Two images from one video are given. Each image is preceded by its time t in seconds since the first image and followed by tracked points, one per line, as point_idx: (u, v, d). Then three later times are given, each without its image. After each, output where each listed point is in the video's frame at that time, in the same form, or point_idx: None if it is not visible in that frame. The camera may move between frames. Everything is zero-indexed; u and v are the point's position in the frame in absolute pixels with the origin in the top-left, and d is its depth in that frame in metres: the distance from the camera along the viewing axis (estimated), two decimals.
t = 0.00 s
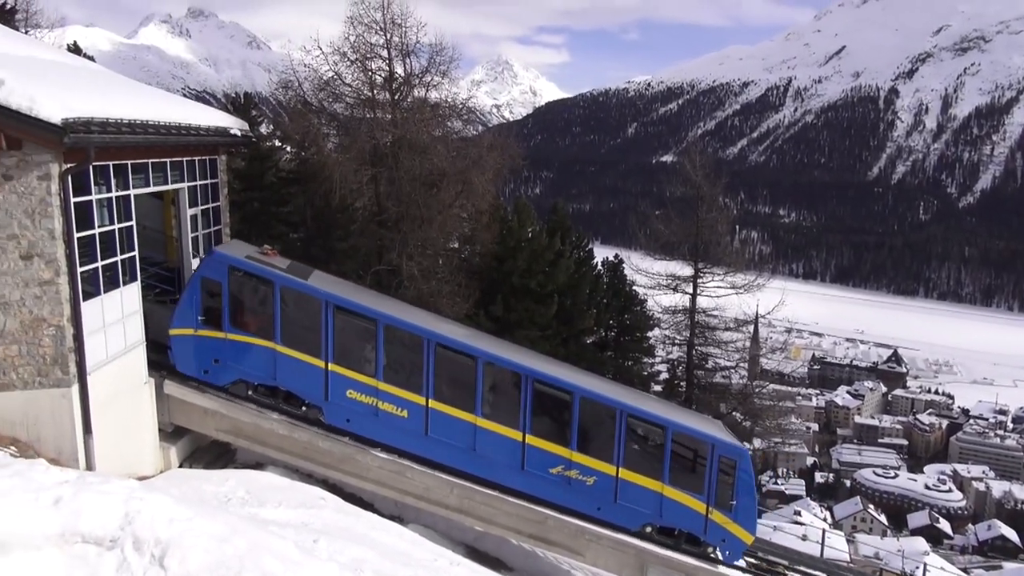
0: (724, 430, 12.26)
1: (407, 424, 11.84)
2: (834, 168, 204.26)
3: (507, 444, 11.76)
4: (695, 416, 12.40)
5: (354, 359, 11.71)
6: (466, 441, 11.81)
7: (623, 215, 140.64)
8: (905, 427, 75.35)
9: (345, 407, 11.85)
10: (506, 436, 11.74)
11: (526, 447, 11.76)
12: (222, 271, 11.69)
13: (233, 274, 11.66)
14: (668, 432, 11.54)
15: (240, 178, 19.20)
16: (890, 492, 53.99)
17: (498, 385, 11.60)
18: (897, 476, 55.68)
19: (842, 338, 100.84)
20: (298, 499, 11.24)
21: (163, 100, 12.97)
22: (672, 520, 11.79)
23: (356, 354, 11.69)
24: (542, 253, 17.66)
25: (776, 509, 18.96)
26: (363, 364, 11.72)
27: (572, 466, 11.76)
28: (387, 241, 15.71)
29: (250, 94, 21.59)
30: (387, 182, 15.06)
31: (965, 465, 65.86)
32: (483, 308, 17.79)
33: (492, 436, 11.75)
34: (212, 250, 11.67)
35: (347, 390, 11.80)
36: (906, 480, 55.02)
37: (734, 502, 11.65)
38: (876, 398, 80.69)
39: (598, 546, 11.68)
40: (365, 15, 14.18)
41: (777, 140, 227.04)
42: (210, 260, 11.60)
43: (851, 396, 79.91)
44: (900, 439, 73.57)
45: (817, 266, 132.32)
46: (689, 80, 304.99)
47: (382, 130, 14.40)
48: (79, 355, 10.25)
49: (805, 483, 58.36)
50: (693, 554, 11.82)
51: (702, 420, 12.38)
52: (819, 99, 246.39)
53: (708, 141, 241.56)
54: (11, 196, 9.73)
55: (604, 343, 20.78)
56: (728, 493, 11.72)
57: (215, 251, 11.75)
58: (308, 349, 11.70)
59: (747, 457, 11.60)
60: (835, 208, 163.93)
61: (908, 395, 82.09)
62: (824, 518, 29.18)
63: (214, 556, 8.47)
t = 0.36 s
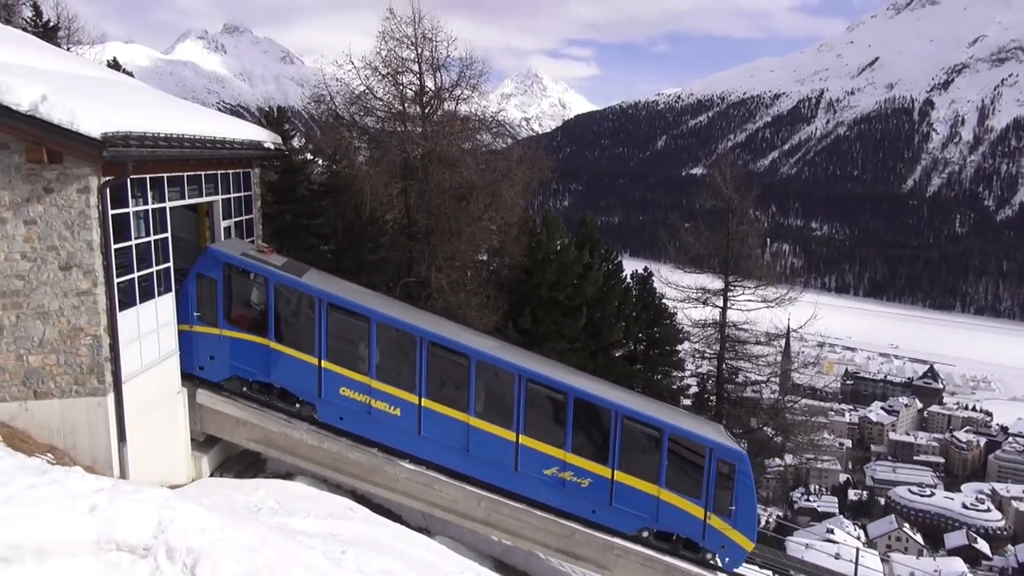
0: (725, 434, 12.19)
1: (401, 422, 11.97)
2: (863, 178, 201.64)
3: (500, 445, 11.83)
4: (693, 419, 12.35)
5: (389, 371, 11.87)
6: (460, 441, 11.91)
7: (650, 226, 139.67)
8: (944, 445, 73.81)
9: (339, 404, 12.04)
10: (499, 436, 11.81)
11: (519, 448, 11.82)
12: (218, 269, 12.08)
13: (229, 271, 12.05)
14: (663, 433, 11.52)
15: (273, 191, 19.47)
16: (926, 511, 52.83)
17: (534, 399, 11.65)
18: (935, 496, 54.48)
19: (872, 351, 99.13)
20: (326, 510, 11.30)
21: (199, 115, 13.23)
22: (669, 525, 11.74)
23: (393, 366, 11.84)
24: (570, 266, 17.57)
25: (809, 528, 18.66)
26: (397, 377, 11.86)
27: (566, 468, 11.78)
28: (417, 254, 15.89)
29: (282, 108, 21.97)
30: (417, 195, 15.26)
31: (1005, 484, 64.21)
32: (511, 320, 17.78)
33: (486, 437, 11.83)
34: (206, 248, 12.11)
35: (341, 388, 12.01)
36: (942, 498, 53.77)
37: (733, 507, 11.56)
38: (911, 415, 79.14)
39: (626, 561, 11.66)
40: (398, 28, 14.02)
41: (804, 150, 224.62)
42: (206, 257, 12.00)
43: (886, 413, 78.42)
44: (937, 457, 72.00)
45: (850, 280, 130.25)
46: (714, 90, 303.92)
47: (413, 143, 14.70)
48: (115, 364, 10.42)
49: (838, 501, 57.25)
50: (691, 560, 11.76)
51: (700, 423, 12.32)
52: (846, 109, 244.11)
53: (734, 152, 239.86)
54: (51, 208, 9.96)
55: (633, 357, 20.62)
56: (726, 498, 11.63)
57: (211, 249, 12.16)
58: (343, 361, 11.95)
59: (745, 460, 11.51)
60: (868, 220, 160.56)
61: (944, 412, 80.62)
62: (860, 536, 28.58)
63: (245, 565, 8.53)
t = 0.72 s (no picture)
0: (724, 434, 12.22)
1: (395, 417, 12.08)
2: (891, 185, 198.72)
3: (495, 442, 11.91)
4: (691, 418, 12.38)
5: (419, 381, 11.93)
6: (454, 437, 12.00)
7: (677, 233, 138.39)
8: (980, 456, 72.11)
9: (333, 399, 12.17)
10: (493, 433, 11.90)
11: (514, 445, 11.89)
12: (215, 263, 12.25)
13: (225, 265, 12.21)
14: (661, 432, 11.56)
15: (302, 200, 19.63)
16: (963, 526, 51.73)
17: (564, 409, 11.68)
18: (973, 511, 53.26)
19: (903, 361, 97.39)
20: (355, 517, 11.35)
21: (231, 126, 13.45)
22: (666, 525, 11.78)
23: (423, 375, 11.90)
24: (598, 275, 17.59)
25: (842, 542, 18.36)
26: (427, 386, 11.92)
27: (561, 466, 11.85)
28: (445, 262, 16.02)
29: (313, 118, 22.35)
30: (446, 204, 15.43)
31: None
32: (539, 329, 17.75)
33: (480, 433, 11.92)
34: (207, 241, 12.28)
35: (336, 383, 12.14)
36: (979, 512, 52.65)
37: (731, 508, 11.56)
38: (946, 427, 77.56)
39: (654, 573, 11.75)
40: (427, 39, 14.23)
41: (830, 156, 222.13)
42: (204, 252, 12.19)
43: (921, 425, 76.89)
44: (973, 471, 70.44)
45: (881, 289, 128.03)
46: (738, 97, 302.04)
47: (441, 152, 14.81)
48: (148, 371, 10.56)
49: (872, 514, 56.27)
50: (688, 560, 11.81)
51: (698, 421, 12.35)
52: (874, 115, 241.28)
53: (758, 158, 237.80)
54: (88, 217, 10.15)
55: (661, 366, 20.54)
56: (724, 499, 11.63)
57: (210, 243, 12.33)
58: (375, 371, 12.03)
59: (743, 460, 11.54)
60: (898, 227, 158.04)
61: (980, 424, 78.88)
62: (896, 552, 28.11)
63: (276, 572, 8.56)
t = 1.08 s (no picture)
0: (723, 433, 12.13)
1: (389, 412, 12.26)
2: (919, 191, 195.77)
3: (488, 437, 12.01)
4: (688, 415, 12.34)
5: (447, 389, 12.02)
6: (447, 432, 12.13)
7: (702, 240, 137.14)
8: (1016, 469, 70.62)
9: (328, 393, 12.39)
10: (487, 428, 12.00)
11: (507, 441, 11.97)
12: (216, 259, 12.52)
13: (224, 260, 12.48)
14: (656, 429, 11.57)
15: (331, 209, 19.84)
16: (999, 540, 50.60)
17: (591, 419, 11.69)
18: (1009, 525, 52.09)
19: (932, 370, 95.73)
20: (381, 524, 11.38)
21: (260, 136, 13.66)
22: (662, 524, 11.73)
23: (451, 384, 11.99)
24: (625, 283, 17.45)
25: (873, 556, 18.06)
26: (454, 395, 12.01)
27: (555, 462, 11.90)
28: (472, 270, 16.12)
29: (342, 127, 22.67)
30: (472, 212, 15.57)
31: None
32: (565, 337, 17.76)
33: (473, 428, 12.03)
34: (234, 249, 12.33)
35: (331, 377, 12.35)
36: (1014, 526, 51.50)
37: (728, 508, 11.48)
38: (979, 439, 76.01)
39: None
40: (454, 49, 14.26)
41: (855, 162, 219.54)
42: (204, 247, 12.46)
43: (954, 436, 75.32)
44: (1008, 483, 68.90)
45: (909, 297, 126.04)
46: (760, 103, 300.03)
47: (467, 161, 14.98)
48: (179, 377, 10.71)
49: (904, 527, 55.24)
50: (685, 560, 11.77)
51: (695, 419, 12.30)
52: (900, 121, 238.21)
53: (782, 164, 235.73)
54: (121, 225, 10.33)
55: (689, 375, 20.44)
56: (721, 498, 11.53)
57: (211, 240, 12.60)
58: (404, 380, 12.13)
59: (740, 459, 11.45)
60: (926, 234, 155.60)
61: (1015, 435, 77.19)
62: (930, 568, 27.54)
63: None
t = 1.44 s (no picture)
0: (719, 430, 12.15)
1: (383, 405, 12.36)
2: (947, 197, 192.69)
3: (482, 432, 12.07)
4: (684, 413, 12.39)
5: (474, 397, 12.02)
6: (441, 426, 12.19)
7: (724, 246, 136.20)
8: None
9: (323, 386, 12.51)
10: (481, 423, 12.05)
11: (501, 436, 12.02)
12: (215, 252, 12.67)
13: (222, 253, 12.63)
14: (651, 426, 11.63)
15: (357, 215, 19.99)
16: None
17: (622, 430, 11.70)
18: None
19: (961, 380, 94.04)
20: (405, 530, 11.40)
21: (288, 143, 13.84)
22: (657, 522, 11.78)
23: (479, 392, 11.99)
24: (650, 291, 17.38)
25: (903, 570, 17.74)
26: (482, 403, 12.01)
27: (549, 458, 11.95)
28: (497, 277, 16.19)
29: (370, 134, 22.98)
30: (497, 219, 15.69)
31: None
32: (589, 344, 17.73)
33: (467, 423, 12.08)
34: (263, 255, 12.47)
35: (327, 370, 12.48)
36: None
37: (724, 506, 11.53)
38: (1011, 451, 74.41)
39: None
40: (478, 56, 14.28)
41: (880, 168, 216.89)
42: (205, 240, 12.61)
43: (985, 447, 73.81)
44: None
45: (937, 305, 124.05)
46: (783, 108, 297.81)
47: (493, 168, 15.22)
48: (207, 381, 10.82)
49: (935, 541, 54.13)
50: (680, 559, 11.81)
51: (691, 416, 12.35)
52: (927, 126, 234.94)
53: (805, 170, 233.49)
54: (152, 231, 10.49)
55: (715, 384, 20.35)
56: (717, 497, 11.58)
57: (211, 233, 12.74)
58: (431, 388, 12.15)
59: (736, 457, 11.49)
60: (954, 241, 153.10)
61: None
62: None
63: None
